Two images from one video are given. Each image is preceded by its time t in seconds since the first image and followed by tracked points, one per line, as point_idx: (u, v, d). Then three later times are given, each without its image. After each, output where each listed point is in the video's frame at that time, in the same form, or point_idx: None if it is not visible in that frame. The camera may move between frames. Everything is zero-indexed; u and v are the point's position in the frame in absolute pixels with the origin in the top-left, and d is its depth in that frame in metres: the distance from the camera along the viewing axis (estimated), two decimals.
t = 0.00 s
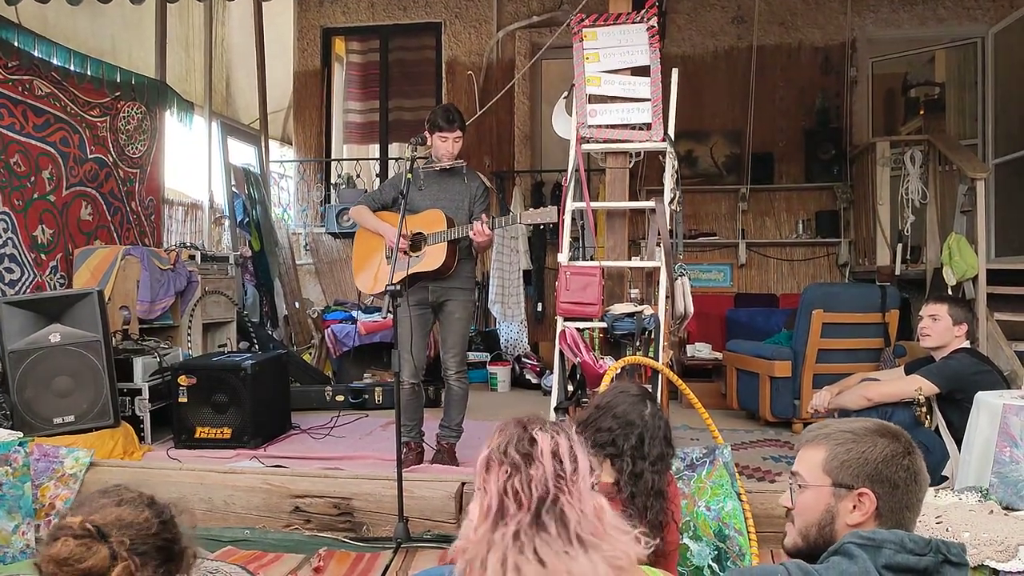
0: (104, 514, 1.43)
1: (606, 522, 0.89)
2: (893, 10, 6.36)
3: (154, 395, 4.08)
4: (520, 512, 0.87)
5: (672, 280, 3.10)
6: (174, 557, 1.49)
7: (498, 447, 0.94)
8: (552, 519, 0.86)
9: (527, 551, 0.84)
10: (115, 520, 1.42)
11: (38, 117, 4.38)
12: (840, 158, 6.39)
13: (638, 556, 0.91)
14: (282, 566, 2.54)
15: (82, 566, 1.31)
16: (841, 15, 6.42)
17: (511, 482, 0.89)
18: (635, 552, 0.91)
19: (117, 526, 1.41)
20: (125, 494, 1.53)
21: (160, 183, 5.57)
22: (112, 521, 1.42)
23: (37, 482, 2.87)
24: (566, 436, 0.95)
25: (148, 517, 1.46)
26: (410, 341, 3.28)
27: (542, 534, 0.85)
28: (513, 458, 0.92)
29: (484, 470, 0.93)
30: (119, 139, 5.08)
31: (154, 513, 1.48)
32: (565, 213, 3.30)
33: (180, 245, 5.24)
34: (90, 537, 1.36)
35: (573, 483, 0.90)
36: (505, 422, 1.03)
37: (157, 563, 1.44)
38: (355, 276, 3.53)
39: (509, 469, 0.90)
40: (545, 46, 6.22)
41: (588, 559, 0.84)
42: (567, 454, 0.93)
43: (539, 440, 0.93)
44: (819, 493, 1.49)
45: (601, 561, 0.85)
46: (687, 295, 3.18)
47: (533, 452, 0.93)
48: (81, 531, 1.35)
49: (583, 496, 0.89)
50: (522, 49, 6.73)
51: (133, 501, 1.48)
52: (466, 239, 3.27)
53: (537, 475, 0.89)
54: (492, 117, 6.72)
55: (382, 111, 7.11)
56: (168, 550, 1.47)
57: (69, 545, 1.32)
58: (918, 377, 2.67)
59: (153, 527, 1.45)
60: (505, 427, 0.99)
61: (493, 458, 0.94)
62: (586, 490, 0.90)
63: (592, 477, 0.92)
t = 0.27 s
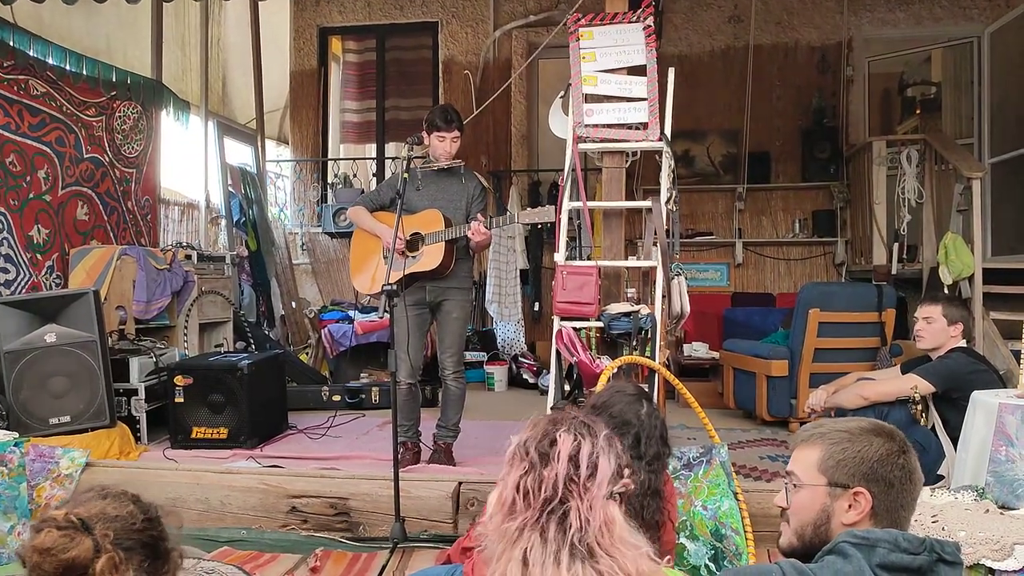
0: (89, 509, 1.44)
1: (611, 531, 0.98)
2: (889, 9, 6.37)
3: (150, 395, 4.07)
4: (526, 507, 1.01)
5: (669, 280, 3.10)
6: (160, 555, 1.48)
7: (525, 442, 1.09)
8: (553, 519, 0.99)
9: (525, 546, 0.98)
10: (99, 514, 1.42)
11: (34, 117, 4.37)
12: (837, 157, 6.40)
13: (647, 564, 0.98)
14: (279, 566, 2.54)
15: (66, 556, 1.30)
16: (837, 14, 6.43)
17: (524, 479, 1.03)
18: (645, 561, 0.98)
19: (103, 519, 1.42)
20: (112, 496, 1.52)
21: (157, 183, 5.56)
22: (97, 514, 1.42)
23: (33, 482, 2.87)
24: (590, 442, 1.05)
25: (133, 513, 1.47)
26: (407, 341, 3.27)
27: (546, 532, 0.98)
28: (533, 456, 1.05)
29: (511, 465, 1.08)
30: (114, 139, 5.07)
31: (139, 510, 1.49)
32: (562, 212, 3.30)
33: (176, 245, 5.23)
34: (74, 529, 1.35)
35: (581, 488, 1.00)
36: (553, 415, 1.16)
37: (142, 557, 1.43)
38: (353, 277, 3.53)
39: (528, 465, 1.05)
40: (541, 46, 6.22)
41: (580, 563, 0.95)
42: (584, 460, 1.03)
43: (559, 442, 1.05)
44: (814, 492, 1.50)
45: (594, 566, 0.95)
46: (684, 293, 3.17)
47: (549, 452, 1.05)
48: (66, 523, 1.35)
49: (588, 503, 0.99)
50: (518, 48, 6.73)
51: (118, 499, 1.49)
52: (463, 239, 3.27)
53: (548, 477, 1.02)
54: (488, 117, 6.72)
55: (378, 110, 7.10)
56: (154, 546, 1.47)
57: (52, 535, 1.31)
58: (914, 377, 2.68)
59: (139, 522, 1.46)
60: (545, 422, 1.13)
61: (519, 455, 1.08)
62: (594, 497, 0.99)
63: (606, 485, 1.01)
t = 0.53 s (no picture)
0: (80, 504, 1.41)
1: (622, 532, 0.98)
2: (885, 9, 6.38)
3: (147, 394, 4.07)
4: (538, 508, 1.01)
5: (665, 279, 3.10)
6: (151, 552, 1.46)
7: (536, 442, 1.09)
8: (564, 521, 0.99)
9: (536, 547, 0.98)
10: (90, 509, 1.39)
11: (30, 116, 4.36)
12: (833, 157, 6.41)
13: (659, 564, 0.99)
14: (276, 566, 2.54)
15: (58, 549, 1.26)
16: (834, 14, 6.43)
17: (535, 480, 1.03)
18: (657, 561, 0.99)
19: (94, 514, 1.39)
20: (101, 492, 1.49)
21: (153, 182, 5.55)
22: (88, 510, 1.39)
23: (30, 482, 2.87)
24: (602, 444, 1.04)
25: (125, 509, 1.44)
26: (404, 340, 3.27)
27: (557, 534, 0.98)
28: (544, 457, 1.05)
29: (522, 464, 1.09)
30: (111, 138, 5.06)
31: (131, 508, 1.46)
32: (559, 212, 3.30)
33: (173, 244, 5.23)
34: (64, 523, 1.31)
35: (592, 490, 1.00)
36: (564, 414, 1.16)
37: (132, 555, 1.40)
38: (352, 277, 3.52)
39: (539, 467, 1.05)
40: (538, 45, 6.22)
41: (591, 563, 0.95)
42: (595, 462, 1.02)
43: (571, 443, 1.05)
44: (811, 491, 1.50)
45: (606, 567, 0.95)
46: (680, 293, 3.17)
47: (560, 454, 1.05)
48: (57, 517, 1.31)
49: (600, 505, 0.99)
50: (515, 48, 6.73)
51: (109, 495, 1.46)
52: (461, 238, 3.27)
53: (559, 479, 1.01)
54: (486, 116, 6.71)
55: (376, 109, 7.09)
56: (145, 543, 1.44)
57: (44, 529, 1.27)
58: (910, 376, 2.68)
59: (129, 519, 1.43)
60: (556, 421, 1.13)
61: (530, 454, 1.08)
62: (605, 499, 0.99)
63: (617, 486, 1.01)
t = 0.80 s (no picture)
0: (70, 500, 1.34)
1: (609, 537, 0.98)
2: (883, 9, 6.38)
3: (145, 394, 4.06)
4: (526, 516, 1.01)
5: (663, 278, 3.11)
6: (143, 549, 1.38)
7: (523, 449, 1.07)
8: (552, 527, 0.99)
9: (523, 554, 0.98)
10: (80, 505, 1.32)
11: (27, 116, 4.35)
12: (831, 156, 6.41)
13: (646, 566, 0.99)
14: (273, 565, 2.54)
15: (50, 545, 1.21)
16: (832, 14, 6.44)
17: (521, 487, 1.03)
18: (644, 563, 0.99)
19: (84, 510, 1.31)
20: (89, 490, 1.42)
21: (151, 181, 5.54)
22: (78, 506, 1.32)
23: (27, 482, 2.86)
24: (587, 450, 1.03)
25: (115, 506, 1.37)
26: (402, 340, 3.27)
27: (544, 541, 0.98)
28: (530, 464, 1.04)
29: (509, 469, 1.08)
30: (109, 138, 5.05)
31: (122, 505, 1.38)
32: (557, 211, 3.30)
33: (171, 243, 5.23)
34: (55, 519, 1.25)
35: (579, 496, 1.00)
36: (550, 417, 1.14)
37: (123, 553, 1.32)
38: (350, 276, 3.51)
39: (525, 474, 1.04)
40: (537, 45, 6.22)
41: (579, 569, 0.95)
42: (581, 468, 1.01)
43: (556, 450, 1.04)
44: (806, 491, 1.50)
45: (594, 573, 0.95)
46: (678, 292, 3.16)
47: (547, 460, 1.04)
48: (46, 513, 1.25)
49: (586, 512, 0.98)
50: (513, 47, 6.72)
51: (99, 492, 1.40)
52: (459, 238, 3.27)
53: (545, 487, 1.01)
54: (484, 115, 6.71)
55: (374, 109, 7.09)
56: (136, 540, 1.37)
57: (34, 525, 1.21)
58: (908, 376, 2.68)
59: (120, 515, 1.36)
60: (542, 426, 1.12)
61: (517, 460, 1.07)
62: (591, 505, 0.99)
63: (604, 491, 1.00)
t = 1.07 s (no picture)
0: (63, 494, 1.32)
1: (577, 538, 0.98)
2: (883, 9, 6.39)
3: (144, 392, 4.07)
4: (493, 523, 0.99)
5: (663, 277, 3.11)
6: (137, 543, 1.36)
7: (486, 455, 1.05)
8: (520, 534, 0.97)
9: (493, 562, 0.97)
10: (72, 500, 1.30)
11: (26, 114, 4.35)
12: (830, 156, 6.42)
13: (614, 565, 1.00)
14: (273, 564, 2.54)
15: (40, 540, 1.19)
16: (831, 14, 6.44)
17: (487, 496, 1.01)
18: (613, 562, 1.00)
19: (76, 506, 1.29)
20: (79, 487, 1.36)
21: (150, 180, 5.53)
22: (70, 501, 1.30)
23: (26, 480, 2.85)
24: (551, 454, 1.02)
25: (109, 500, 1.34)
26: (402, 339, 3.28)
27: (514, 546, 0.97)
28: (494, 472, 1.02)
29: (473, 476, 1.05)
30: (108, 136, 5.04)
31: (115, 500, 1.36)
32: (557, 210, 3.30)
33: (170, 242, 5.23)
34: (47, 514, 1.24)
35: (546, 501, 0.99)
36: (513, 421, 1.12)
37: (116, 548, 1.31)
38: (351, 276, 3.52)
39: (490, 482, 1.02)
40: (536, 44, 6.22)
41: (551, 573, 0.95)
42: (546, 472, 1.00)
43: (520, 455, 1.02)
44: (799, 493, 1.51)
45: None
46: (677, 291, 3.17)
47: (510, 467, 1.02)
48: (39, 508, 1.24)
49: (554, 515, 0.98)
50: (513, 46, 6.71)
51: (92, 486, 1.37)
52: (459, 237, 3.27)
53: (511, 493, 0.99)
54: (483, 114, 6.71)
55: (373, 108, 7.09)
56: (130, 536, 1.34)
57: (26, 520, 1.20)
58: (907, 375, 2.68)
59: (113, 510, 1.33)
60: (505, 431, 1.09)
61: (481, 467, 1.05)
62: (559, 509, 0.98)
63: (570, 494, 1.00)
